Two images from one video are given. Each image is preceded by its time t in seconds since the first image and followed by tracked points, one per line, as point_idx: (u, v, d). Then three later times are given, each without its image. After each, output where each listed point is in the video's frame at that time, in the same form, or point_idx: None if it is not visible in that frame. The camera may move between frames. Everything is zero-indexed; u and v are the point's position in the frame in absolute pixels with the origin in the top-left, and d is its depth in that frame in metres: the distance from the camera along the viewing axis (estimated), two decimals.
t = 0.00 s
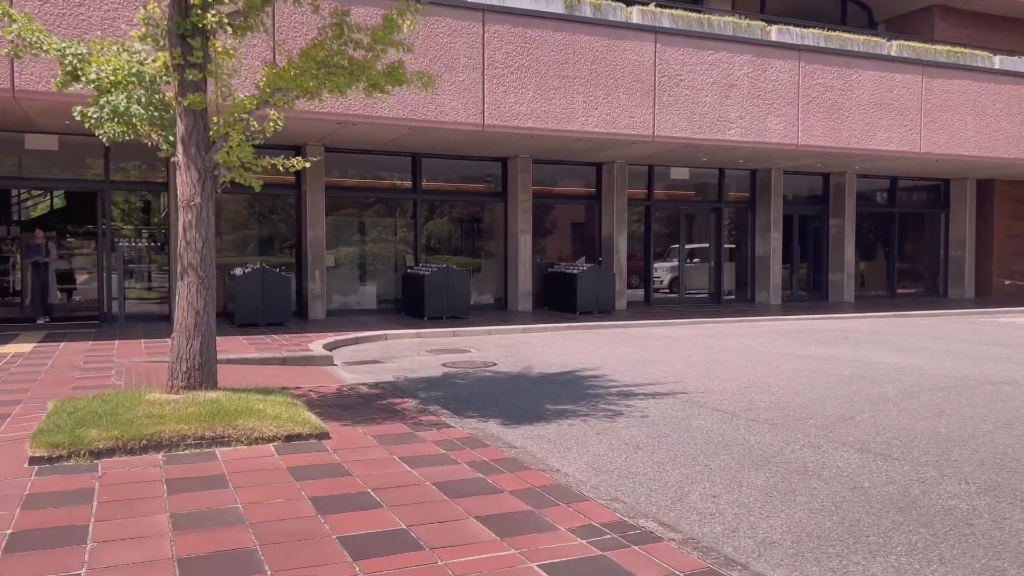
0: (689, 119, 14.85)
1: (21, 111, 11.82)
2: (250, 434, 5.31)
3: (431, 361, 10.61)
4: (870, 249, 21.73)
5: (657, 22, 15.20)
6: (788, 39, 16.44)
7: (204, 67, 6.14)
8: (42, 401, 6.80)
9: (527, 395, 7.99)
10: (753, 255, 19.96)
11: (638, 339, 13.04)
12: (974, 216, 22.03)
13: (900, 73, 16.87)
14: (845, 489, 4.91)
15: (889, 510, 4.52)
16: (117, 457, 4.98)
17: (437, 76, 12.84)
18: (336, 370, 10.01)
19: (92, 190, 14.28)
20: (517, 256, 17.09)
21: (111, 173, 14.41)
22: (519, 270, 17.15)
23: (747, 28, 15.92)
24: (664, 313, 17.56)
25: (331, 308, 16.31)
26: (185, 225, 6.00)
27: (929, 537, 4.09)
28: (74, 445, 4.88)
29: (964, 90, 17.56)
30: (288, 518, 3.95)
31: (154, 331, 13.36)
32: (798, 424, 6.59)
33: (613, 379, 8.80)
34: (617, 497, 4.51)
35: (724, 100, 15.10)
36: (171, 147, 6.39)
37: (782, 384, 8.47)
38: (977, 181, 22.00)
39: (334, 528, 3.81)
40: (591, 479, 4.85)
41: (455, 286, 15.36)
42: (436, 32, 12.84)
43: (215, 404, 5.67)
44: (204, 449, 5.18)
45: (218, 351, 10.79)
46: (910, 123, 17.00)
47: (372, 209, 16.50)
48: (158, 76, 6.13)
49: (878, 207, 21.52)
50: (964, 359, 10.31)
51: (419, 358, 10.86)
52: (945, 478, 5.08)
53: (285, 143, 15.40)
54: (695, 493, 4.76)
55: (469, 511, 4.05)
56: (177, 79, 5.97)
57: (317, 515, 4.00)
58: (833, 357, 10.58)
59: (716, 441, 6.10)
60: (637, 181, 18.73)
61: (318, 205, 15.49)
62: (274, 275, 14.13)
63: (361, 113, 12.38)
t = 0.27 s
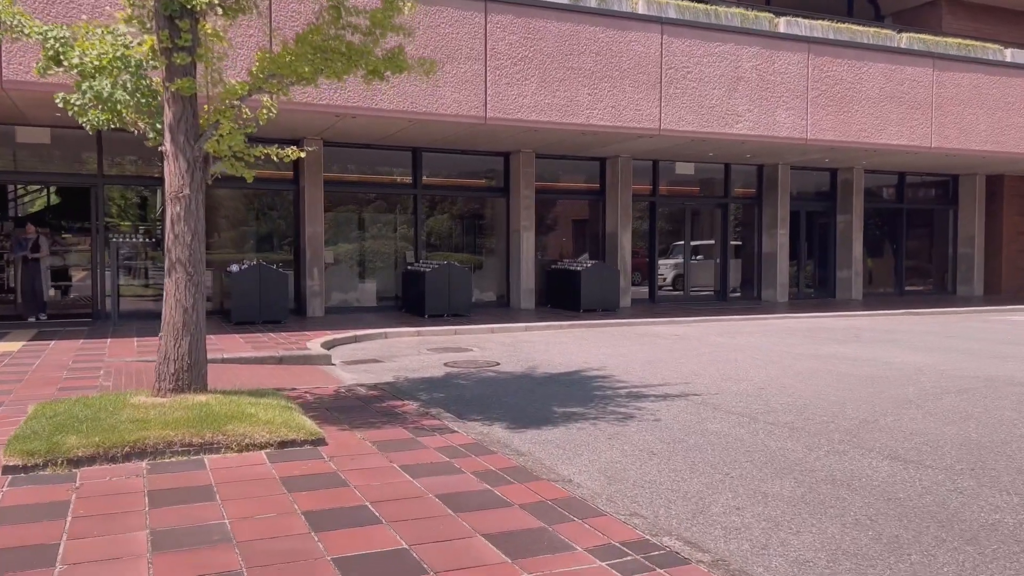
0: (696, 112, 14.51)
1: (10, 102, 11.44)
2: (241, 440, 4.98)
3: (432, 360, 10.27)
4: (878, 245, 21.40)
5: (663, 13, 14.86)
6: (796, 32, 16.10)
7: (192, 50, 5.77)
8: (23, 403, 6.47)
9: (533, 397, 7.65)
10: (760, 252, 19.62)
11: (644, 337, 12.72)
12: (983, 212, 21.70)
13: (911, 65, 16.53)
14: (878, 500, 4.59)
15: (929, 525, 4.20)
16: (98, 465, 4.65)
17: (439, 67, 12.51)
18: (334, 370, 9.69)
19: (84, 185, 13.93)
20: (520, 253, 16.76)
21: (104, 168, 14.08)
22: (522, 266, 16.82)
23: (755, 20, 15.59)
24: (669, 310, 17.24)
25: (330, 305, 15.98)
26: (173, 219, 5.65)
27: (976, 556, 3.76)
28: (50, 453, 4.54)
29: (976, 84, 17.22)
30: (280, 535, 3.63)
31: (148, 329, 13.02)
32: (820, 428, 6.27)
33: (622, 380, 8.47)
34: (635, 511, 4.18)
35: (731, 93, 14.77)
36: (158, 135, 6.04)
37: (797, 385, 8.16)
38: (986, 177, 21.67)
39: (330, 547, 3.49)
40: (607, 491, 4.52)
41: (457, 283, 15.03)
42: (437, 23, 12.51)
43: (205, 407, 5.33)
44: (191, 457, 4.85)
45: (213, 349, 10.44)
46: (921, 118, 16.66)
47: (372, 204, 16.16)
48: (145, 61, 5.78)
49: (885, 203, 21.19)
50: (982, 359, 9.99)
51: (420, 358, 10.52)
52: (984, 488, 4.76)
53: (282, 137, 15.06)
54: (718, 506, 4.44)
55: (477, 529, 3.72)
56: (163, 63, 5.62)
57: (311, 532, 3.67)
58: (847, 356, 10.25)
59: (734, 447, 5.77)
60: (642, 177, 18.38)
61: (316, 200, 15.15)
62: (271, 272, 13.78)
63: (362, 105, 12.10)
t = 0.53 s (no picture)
0: (706, 109, 14.17)
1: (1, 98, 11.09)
2: (234, 455, 4.64)
3: (436, 364, 9.93)
4: (888, 245, 21.03)
5: (673, 7, 14.51)
6: (808, 26, 15.74)
7: (183, 38, 5.45)
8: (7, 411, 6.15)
9: (543, 405, 7.32)
10: (769, 252, 19.27)
11: (653, 340, 12.38)
12: (995, 211, 21.32)
13: (925, 61, 16.17)
14: (919, 521, 4.25)
15: (980, 551, 3.85)
16: (80, 483, 4.31)
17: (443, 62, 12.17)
18: (335, 374, 9.36)
19: (78, 182, 13.58)
20: (525, 252, 16.42)
21: (99, 165, 13.73)
22: (527, 266, 16.48)
23: (766, 14, 15.24)
24: (677, 311, 16.89)
25: (331, 306, 15.63)
26: (163, 217, 5.31)
27: None
28: (27, 471, 4.21)
29: (991, 80, 16.85)
30: (274, 566, 3.30)
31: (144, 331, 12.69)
32: (848, 440, 5.92)
33: (634, 386, 8.14)
34: (660, 536, 3.85)
35: (742, 89, 14.43)
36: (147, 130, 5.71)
37: (818, 392, 7.81)
38: (999, 176, 21.30)
39: None
40: (627, 513, 4.19)
41: (461, 283, 14.69)
42: (441, 16, 12.18)
43: (196, 420, 4.99)
44: (180, 474, 4.51)
45: (210, 352, 10.11)
46: (935, 115, 16.30)
47: (374, 203, 15.83)
48: (133, 49, 5.48)
49: (896, 202, 20.82)
50: (1006, 363, 9.63)
51: (423, 362, 10.18)
52: None
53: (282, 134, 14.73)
54: (749, 528, 4.10)
55: (489, 560, 3.37)
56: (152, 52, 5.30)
57: (308, 562, 3.34)
58: (865, 360, 9.91)
59: (759, 461, 5.44)
60: (649, 175, 18.02)
61: (317, 199, 14.81)
62: (270, 273, 13.43)
63: (364, 101, 11.78)
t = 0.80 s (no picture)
0: (713, 105, 13.83)
1: None
2: (220, 469, 4.31)
3: (437, 367, 9.60)
4: (896, 244, 20.69)
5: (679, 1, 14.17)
6: (816, 21, 15.42)
7: (168, 22, 5.10)
8: None
9: (550, 411, 6.99)
10: (775, 251, 18.95)
11: (660, 341, 12.04)
12: (1005, 210, 20.98)
13: (936, 57, 15.84)
14: (962, 543, 3.92)
15: None
16: (52, 501, 3.98)
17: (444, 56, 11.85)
18: (332, 378, 9.03)
19: (69, 181, 13.23)
20: (527, 252, 16.08)
21: (91, 162, 13.37)
22: (529, 266, 16.14)
23: (774, 9, 14.91)
24: (682, 312, 16.56)
25: (329, 306, 15.30)
26: (146, 214, 4.98)
27: None
28: None
29: (1002, 76, 16.52)
30: None
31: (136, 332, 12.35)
32: (875, 449, 5.59)
33: (643, 391, 7.81)
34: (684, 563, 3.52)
35: (750, 85, 14.10)
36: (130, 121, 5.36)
37: (836, 397, 7.48)
38: (1008, 174, 20.96)
39: None
40: (646, 535, 3.87)
41: (462, 283, 14.35)
42: (442, 9, 11.86)
43: (180, 430, 4.65)
44: (161, 490, 4.18)
45: (203, 355, 9.78)
46: (945, 111, 15.96)
47: (373, 201, 15.50)
48: (115, 35, 5.14)
49: (904, 200, 20.48)
50: None
51: (424, 364, 9.85)
52: None
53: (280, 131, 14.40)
54: (778, 551, 3.77)
55: None
56: (134, 37, 4.95)
57: None
58: (881, 363, 9.57)
59: (783, 473, 5.11)
60: (653, 173, 17.69)
61: (314, 197, 14.49)
62: (266, 273, 13.09)
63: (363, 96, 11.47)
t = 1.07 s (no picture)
0: (720, 105, 13.52)
1: None
2: (203, 493, 3.97)
3: (437, 375, 9.27)
4: (903, 247, 20.37)
5: None
6: (824, 20, 15.10)
7: (150, 11, 4.78)
8: None
9: (556, 424, 6.66)
10: (781, 255, 18.64)
11: (666, 348, 11.71)
12: (1013, 212, 20.66)
13: (946, 56, 15.53)
14: None
15: None
16: (18, 531, 3.64)
17: (444, 54, 11.55)
18: (327, 388, 8.69)
19: (59, 185, 12.89)
20: (529, 256, 15.75)
21: (82, 165, 13.02)
22: (531, 270, 15.81)
23: (781, 7, 14.59)
24: (687, 316, 16.22)
25: (327, 311, 14.98)
26: (126, 217, 4.64)
27: None
28: None
29: (1013, 76, 16.21)
30: None
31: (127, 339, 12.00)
32: (904, 467, 5.27)
33: (652, 401, 7.48)
34: None
35: (757, 85, 13.80)
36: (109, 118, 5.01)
37: (854, 408, 7.15)
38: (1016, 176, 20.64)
39: None
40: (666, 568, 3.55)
41: (462, 288, 14.02)
42: (442, 7, 11.55)
43: (162, 451, 4.31)
44: (137, 517, 3.84)
45: (195, 363, 9.45)
46: (956, 112, 15.65)
47: (372, 204, 15.18)
48: (93, 25, 4.82)
49: (911, 203, 20.15)
50: None
51: (423, 373, 9.52)
52: None
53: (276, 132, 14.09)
54: None
55: None
56: (112, 29, 4.63)
57: None
58: (897, 371, 9.25)
59: (808, 494, 4.78)
60: (657, 175, 17.37)
61: (311, 200, 14.16)
62: (262, 278, 12.76)
63: (361, 96, 11.16)
